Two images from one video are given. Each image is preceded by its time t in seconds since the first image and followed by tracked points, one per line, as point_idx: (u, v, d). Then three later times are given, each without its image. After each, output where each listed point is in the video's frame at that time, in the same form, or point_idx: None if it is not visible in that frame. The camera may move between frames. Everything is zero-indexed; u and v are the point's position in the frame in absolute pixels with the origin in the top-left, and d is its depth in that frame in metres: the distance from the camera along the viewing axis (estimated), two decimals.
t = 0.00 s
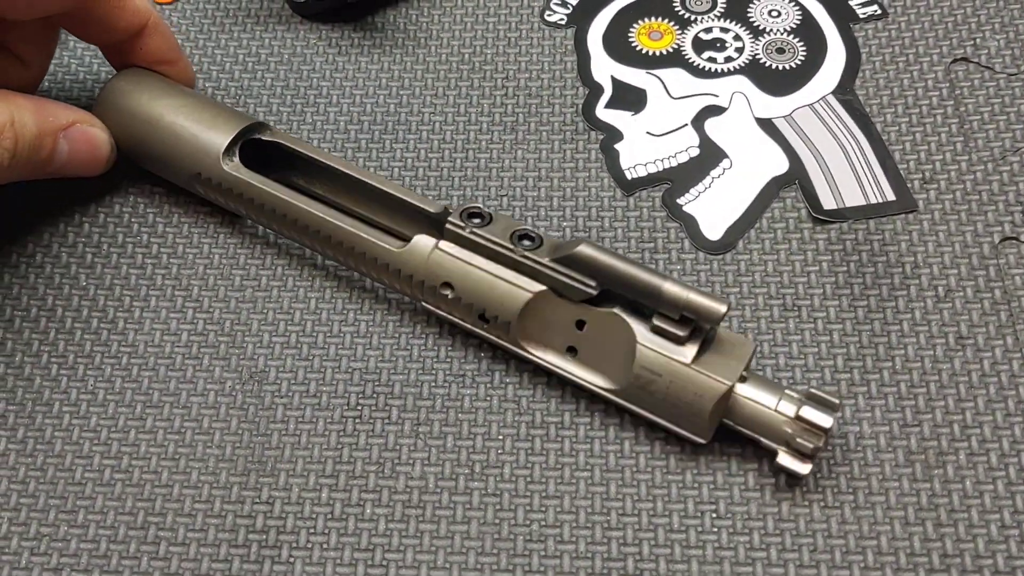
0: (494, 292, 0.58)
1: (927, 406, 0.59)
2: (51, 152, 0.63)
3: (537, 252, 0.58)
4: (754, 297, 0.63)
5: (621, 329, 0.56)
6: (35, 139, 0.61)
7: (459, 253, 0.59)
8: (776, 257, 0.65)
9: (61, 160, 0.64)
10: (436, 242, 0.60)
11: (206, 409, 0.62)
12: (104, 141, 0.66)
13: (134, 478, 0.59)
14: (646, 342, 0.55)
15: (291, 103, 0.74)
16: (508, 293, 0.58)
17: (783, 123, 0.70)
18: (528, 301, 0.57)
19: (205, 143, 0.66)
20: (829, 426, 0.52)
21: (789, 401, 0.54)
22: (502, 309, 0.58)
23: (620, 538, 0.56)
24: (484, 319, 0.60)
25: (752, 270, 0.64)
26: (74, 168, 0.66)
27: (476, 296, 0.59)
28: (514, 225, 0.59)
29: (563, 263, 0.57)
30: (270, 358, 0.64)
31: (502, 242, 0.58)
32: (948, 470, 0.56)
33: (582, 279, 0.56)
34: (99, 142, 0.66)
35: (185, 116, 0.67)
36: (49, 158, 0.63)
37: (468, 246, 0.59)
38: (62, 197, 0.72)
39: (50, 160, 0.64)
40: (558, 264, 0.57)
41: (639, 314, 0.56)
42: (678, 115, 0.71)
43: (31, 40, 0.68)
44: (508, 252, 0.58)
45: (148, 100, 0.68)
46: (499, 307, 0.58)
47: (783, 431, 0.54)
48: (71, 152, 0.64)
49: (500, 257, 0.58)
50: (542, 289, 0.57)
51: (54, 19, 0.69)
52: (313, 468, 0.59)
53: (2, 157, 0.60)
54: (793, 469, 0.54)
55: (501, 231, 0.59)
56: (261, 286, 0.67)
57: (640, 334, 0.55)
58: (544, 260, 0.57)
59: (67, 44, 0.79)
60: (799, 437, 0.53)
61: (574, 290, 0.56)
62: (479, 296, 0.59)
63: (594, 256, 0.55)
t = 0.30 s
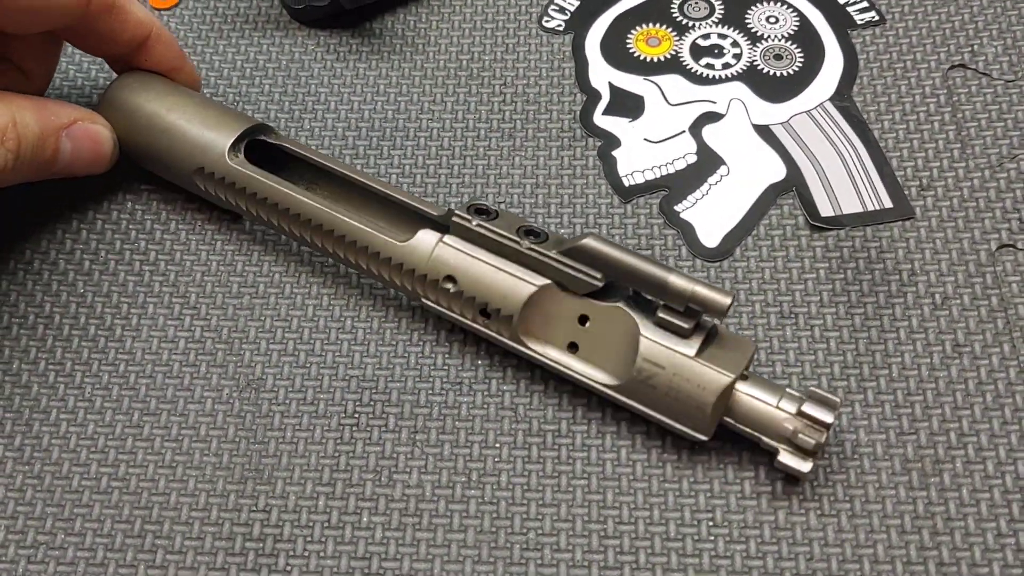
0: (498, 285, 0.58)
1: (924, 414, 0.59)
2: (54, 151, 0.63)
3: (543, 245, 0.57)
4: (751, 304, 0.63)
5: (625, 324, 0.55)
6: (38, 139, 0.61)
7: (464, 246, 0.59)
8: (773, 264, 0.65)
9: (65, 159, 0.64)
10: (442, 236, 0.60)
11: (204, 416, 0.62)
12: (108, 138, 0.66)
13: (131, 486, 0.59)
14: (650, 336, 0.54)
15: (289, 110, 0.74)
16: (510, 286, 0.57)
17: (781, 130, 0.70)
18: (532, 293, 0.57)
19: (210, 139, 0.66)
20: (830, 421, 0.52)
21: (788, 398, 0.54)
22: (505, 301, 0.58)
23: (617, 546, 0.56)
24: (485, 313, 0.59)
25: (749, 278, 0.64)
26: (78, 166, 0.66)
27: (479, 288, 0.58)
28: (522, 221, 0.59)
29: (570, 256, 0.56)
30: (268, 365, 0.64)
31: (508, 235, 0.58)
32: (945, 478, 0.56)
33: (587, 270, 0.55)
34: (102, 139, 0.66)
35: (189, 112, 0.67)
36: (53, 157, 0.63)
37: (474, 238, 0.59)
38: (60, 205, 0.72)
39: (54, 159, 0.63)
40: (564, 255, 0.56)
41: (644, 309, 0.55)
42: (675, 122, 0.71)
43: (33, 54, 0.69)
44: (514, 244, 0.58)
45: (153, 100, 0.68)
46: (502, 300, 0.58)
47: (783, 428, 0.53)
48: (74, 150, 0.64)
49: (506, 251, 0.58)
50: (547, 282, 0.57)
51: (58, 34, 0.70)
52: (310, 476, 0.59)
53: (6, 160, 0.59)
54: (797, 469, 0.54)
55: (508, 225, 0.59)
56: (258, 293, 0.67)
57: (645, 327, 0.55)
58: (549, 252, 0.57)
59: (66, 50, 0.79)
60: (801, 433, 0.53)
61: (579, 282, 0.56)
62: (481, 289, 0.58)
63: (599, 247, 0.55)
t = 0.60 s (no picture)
0: (497, 272, 0.57)
1: (919, 415, 0.58)
2: (54, 146, 0.63)
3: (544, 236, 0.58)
4: (746, 305, 0.63)
5: (626, 312, 0.55)
6: (37, 134, 0.61)
7: (464, 236, 0.59)
8: (768, 265, 0.65)
9: (65, 154, 0.64)
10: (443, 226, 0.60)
11: (197, 417, 0.61)
12: (107, 132, 0.66)
13: (125, 487, 0.59)
14: (650, 323, 0.54)
15: (284, 110, 0.74)
16: (510, 274, 0.57)
17: (776, 131, 0.70)
18: (532, 280, 0.56)
19: (210, 130, 0.66)
20: (829, 410, 0.52)
21: (786, 391, 0.54)
22: (504, 288, 0.57)
23: (611, 547, 0.55)
24: (483, 302, 0.58)
25: (744, 278, 0.64)
26: (77, 161, 0.66)
27: (478, 276, 0.58)
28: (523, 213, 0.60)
29: (572, 245, 0.56)
30: (262, 366, 0.63)
31: (510, 225, 0.58)
32: (940, 479, 0.56)
33: (589, 258, 0.56)
34: (101, 133, 0.66)
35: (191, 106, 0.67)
36: (53, 153, 0.63)
37: (475, 229, 0.59)
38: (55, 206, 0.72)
39: (55, 154, 0.63)
40: (566, 244, 0.56)
41: (643, 301, 0.56)
42: (671, 123, 0.71)
43: (38, 64, 0.71)
44: (516, 234, 0.58)
45: (153, 93, 0.68)
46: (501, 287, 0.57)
47: (780, 421, 0.53)
48: (74, 144, 0.64)
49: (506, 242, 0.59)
50: (548, 270, 0.57)
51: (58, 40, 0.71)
52: (304, 477, 0.59)
53: (8, 155, 0.59)
54: (795, 459, 0.53)
55: (509, 217, 0.59)
56: (253, 293, 0.67)
57: (645, 316, 0.54)
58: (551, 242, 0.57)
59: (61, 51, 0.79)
60: (800, 423, 0.52)
61: (582, 269, 0.56)
62: (480, 277, 0.58)
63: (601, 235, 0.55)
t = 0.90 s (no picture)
0: (499, 272, 0.58)
1: (917, 412, 0.59)
2: (61, 147, 0.64)
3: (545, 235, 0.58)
4: (745, 303, 0.64)
5: (627, 311, 0.56)
6: (44, 134, 0.62)
7: (466, 236, 0.60)
8: (768, 264, 0.65)
9: (71, 155, 0.65)
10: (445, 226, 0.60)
11: (203, 415, 0.62)
12: (113, 133, 0.67)
13: (132, 483, 0.60)
14: (651, 322, 0.55)
15: (288, 110, 0.75)
16: (512, 273, 0.58)
17: (776, 131, 0.70)
18: (534, 280, 0.57)
19: (215, 131, 0.66)
20: (827, 408, 0.52)
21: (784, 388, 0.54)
22: (506, 288, 0.58)
23: (612, 543, 0.56)
24: (486, 301, 0.59)
25: (743, 277, 0.65)
26: (84, 161, 0.66)
27: (480, 276, 0.58)
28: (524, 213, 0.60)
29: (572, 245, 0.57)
30: (267, 364, 0.64)
31: (511, 224, 0.59)
32: (937, 476, 0.57)
33: (589, 258, 0.56)
34: (108, 134, 0.66)
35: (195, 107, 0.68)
36: (59, 153, 0.64)
37: (475, 229, 0.60)
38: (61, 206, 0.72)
39: (61, 155, 0.64)
40: (566, 244, 0.57)
41: (644, 300, 0.56)
42: (671, 122, 0.71)
43: (43, 65, 0.71)
44: (517, 233, 0.59)
45: (158, 94, 0.69)
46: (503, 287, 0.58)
47: (779, 418, 0.54)
48: (80, 145, 0.65)
49: (507, 241, 0.59)
50: (549, 269, 0.57)
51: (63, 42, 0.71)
52: (309, 473, 0.59)
53: (15, 156, 0.60)
54: (794, 456, 0.54)
55: (510, 216, 0.60)
56: (257, 292, 0.68)
57: (645, 315, 0.55)
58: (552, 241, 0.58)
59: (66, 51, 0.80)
60: (798, 420, 0.53)
61: (584, 269, 0.57)
62: (482, 277, 0.58)
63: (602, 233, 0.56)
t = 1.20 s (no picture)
0: (497, 267, 0.58)
1: (914, 401, 0.59)
2: (60, 141, 0.64)
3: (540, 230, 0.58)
4: (743, 293, 0.64)
5: (622, 307, 0.56)
6: (44, 128, 0.62)
7: (463, 231, 0.60)
8: (766, 254, 0.65)
9: (71, 149, 0.65)
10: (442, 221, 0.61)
11: (203, 404, 0.62)
12: (113, 128, 0.67)
13: (132, 472, 0.60)
14: (647, 317, 0.55)
15: (289, 102, 0.75)
16: (509, 268, 0.58)
17: (774, 123, 0.70)
18: (531, 275, 0.57)
19: (214, 126, 0.66)
20: (821, 402, 0.53)
21: (779, 381, 0.55)
22: (504, 282, 0.58)
23: (611, 530, 0.56)
24: (484, 296, 0.59)
25: (741, 267, 0.65)
26: (84, 155, 0.66)
27: (478, 271, 0.59)
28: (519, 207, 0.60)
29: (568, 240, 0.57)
30: (267, 354, 0.64)
31: (507, 220, 0.59)
32: (934, 464, 0.57)
33: (584, 253, 0.56)
34: (107, 129, 0.67)
35: (193, 101, 0.68)
36: (59, 147, 0.64)
37: (472, 224, 0.60)
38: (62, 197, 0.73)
39: (61, 149, 0.64)
40: (562, 239, 0.57)
41: (641, 292, 0.56)
42: (670, 115, 0.71)
43: (44, 53, 0.71)
44: (513, 229, 0.59)
45: (156, 88, 0.69)
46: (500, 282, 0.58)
47: (774, 412, 0.54)
48: (80, 139, 0.65)
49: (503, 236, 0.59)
50: (545, 264, 0.58)
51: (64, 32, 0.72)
52: (309, 461, 0.60)
53: (16, 149, 0.60)
54: (789, 450, 0.54)
55: (505, 211, 0.60)
56: (258, 283, 0.68)
57: (641, 310, 0.55)
58: (547, 237, 0.58)
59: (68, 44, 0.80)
60: (793, 414, 0.53)
61: (579, 264, 0.57)
62: (480, 271, 0.59)
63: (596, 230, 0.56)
